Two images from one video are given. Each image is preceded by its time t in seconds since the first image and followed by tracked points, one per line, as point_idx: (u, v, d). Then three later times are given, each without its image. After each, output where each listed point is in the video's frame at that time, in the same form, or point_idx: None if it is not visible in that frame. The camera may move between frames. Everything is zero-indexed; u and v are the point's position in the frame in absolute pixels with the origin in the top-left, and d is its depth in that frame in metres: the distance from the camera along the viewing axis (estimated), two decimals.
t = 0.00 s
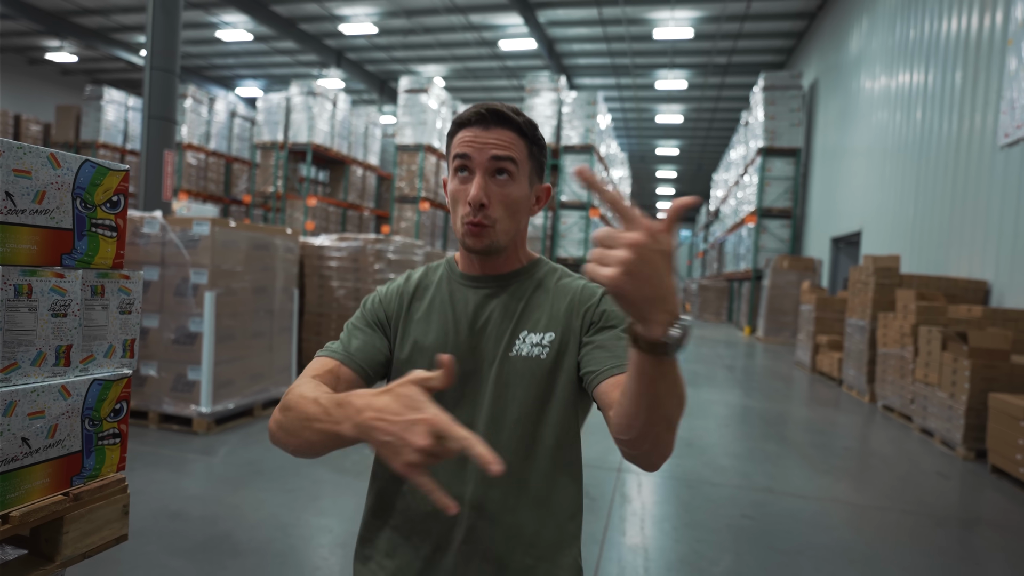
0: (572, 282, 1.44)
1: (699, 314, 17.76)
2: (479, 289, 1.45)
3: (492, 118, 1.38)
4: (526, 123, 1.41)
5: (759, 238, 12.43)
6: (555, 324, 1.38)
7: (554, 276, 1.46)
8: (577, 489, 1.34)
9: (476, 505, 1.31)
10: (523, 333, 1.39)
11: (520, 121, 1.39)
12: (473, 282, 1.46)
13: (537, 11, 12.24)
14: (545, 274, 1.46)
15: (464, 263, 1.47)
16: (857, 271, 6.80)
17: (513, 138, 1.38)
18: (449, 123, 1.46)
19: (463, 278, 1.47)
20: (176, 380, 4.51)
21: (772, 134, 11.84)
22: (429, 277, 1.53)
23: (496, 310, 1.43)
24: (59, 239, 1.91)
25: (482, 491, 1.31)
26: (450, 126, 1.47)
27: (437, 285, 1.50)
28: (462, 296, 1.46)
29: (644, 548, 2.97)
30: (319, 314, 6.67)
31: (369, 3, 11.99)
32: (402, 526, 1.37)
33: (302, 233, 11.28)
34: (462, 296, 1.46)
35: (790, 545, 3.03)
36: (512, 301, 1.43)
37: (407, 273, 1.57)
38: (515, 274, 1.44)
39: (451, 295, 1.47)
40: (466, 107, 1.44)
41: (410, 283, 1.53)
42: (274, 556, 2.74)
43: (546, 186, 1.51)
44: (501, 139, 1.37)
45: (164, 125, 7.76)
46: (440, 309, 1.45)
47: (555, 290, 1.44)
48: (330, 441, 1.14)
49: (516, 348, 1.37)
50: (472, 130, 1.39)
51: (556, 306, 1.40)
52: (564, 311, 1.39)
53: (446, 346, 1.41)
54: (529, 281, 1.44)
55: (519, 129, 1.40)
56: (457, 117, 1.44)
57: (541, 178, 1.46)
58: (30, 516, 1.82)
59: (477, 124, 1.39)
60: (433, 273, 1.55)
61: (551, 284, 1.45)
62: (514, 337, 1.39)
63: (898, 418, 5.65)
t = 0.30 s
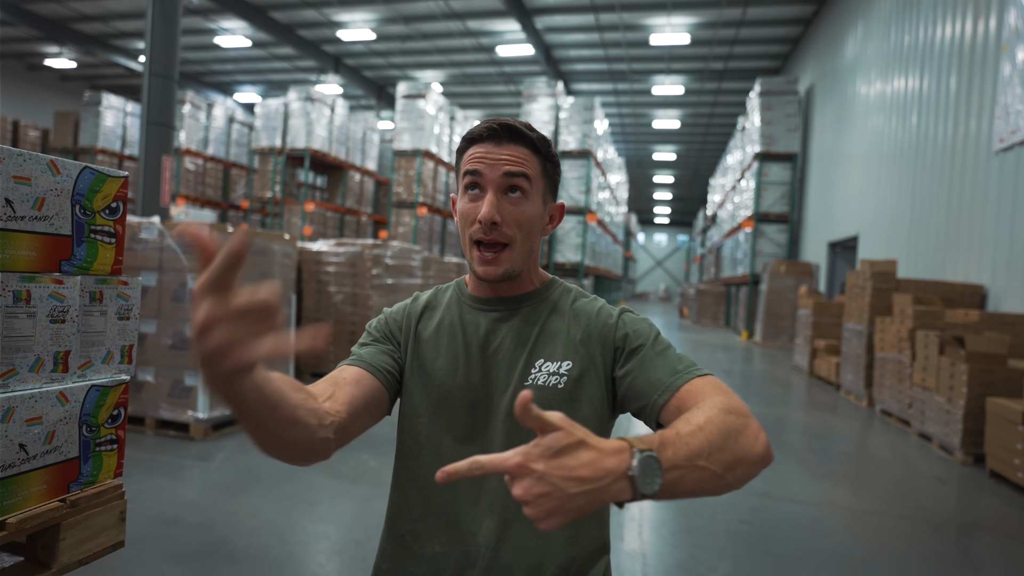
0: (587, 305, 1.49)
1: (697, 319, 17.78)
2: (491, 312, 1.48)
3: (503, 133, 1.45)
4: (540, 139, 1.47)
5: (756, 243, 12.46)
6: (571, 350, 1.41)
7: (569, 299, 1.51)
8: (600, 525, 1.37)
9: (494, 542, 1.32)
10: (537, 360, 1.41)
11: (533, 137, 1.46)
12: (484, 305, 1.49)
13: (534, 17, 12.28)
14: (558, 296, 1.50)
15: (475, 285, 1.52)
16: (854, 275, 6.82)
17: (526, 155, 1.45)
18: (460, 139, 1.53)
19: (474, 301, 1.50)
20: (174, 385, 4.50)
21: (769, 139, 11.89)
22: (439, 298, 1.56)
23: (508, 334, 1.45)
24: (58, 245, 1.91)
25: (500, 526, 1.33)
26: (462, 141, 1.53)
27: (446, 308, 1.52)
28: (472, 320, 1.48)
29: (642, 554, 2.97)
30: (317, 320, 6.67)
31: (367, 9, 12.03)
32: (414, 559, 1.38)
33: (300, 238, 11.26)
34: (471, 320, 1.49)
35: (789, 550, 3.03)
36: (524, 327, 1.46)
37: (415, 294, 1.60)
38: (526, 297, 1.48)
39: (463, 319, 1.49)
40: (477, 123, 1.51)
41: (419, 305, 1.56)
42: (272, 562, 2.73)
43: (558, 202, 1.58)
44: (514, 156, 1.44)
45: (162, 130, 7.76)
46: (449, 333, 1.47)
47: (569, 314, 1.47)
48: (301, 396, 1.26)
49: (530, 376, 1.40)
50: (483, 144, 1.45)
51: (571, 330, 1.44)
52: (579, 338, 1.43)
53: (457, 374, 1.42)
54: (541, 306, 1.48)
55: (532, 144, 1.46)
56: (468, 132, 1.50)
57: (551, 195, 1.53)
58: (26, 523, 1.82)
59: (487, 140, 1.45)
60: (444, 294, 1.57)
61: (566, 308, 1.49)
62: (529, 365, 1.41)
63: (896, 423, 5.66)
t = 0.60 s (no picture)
0: (599, 305, 1.50)
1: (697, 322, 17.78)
2: (502, 310, 1.49)
3: (516, 126, 1.46)
4: (552, 132, 1.49)
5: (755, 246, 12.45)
6: (582, 351, 1.42)
7: (580, 297, 1.52)
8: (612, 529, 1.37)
9: (503, 545, 1.33)
10: (549, 362, 1.42)
11: (546, 130, 1.48)
12: (495, 303, 1.49)
13: (533, 20, 12.30)
14: (570, 295, 1.52)
15: (485, 281, 1.52)
16: (853, 277, 6.83)
17: (538, 147, 1.46)
18: (472, 133, 1.54)
19: (484, 298, 1.51)
20: (173, 389, 4.49)
21: (767, 142, 11.90)
22: (448, 296, 1.57)
23: (520, 334, 1.46)
24: (58, 249, 1.91)
25: (509, 529, 1.34)
26: (472, 136, 1.54)
27: (456, 306, 1.53)
28: (482, 319, 1.49)
29: (642, 556, 2.96)
30: (316, 323, 6.67)
31: (366, 12, 12.05)
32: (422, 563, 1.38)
33: (299, 241, 11.25)
34: (482, 319, 1.49)
35: (789, 552, 3.03)
36: (536, 326, 1.47)
37: (425, 291, 1.61)
38: (539, 295, 1.49)
39: (473, 317, 1.50)
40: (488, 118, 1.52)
41: (430, 302, 1.57)
42: (272, 566, 2.73)
43: (569, 197, 1.59)
44: (526, 149, 1.45)
45: (162, 134, 7.77)
46: (459, 332, 1.48)
47: (581, 313, 1.48)
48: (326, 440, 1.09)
49: (542, 377, 1.40)
50: (495, 138, 1.46)
51: (582, 330, 1.45)
52: (591, 338, 1.43)
53: (468, 375, 1.43)
54: (553, 304, 1.49)
55: (545, 138, 1.48)
56: (480, 126, 1.51)
57: (563, 190, 1.54)
58: (26, 526, 1.81)
59: (499, 133, 1.46)
60: (453, 291, 1.59)
61: (578, 308, 1.50)
62: (540, 366, 1.42)
63: (895, 425, 5.66)
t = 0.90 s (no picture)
0: (598, 302, 1.50)
1: (696, 321, 17.79)
2: (502, 310, 1.49)
3: (517, 124, 1.46)
4: (552, 130, 1.49)
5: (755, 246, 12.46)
6: (579, 348, 1.42)
7: (579, 295, 1.52)
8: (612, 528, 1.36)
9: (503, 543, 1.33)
10: (547, 359, 1.42)
11: (547, 129, 1.48)
12: (496, 302, 1.50)
13: (533, 20, 12.31)
14: (569, 293, 1.52)
15: (485, 280, 1.52)
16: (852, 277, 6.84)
17: (539, 146, 1.46)
18: (473, 132, 1.54)
19: (484, 297, 1.52)
20: (173, 389, 4.49)
21: (767, 142, 11.91)
22: (449, 295, 1.58)
23: (519, 331, 1.46)
24: (59, 250, 1.92)
25: (508, 528, 1.34)
26: (474, 134, 1.54)
27: (456, 307, 1.54)
28: (481, 318, 1.50)
29: (642, 556, 2.97)
30: (316, 323, 6.68)
31: (365, 12, 12.05)
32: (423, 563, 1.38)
33: (299, 241, 11.25)
34: (481, 318, 1.50)
35: (788, 552, 3.04)
36: (534, 324, 1.47)
37: (425, 292, 1.62)
38: (539, 293, 1.49)
39: (472, 317, 1.50)
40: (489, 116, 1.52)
41: (430, 303, 1.57)
42: (272, 565, 2.73)
43: (569, 196, 1.59)
44: (527, 147, 1.45)
45: (162, 134, 7.77)
46: (458, 332, 1.49)
47: (580, 309, 1.48)
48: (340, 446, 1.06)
49: (540, 375, 1.41)
50: (496, 136, 1.46)
51: (579, 327, 1.45)
52: (587, 335, 1.43)
53: (467, 374, 1.43)
54: (552, 303, 1.50)
55: (546, 136, 1.48)
56: (481, 125, 1.51)
57: (563, 190, 1.54)
58: (27, 526, 1.81)
59: (501, 131, 1.46)
60: (454, 290, 1.60)
61: (577, 305, 1.50)
62: (538, 364, 1.42)
63: (895, 425, 5.67)
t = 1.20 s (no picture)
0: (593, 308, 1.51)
1: (694, 326, 17.82)
2: (499, 313, 1.51)
3: (514, 133, 1.46)
4: (550, 138, 1.50)
5: (752, 251, 12.49)
6: (575, 350, 1.42)
7: (576, 300, 1.53)
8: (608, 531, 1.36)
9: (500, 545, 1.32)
10: (542, 361, 1.42)
11: (544, 137, 1.48)
12: (493, 306, 1.51)
13: (530, 26, 12.36)
14: (566, 298, 1.53)
15: (483, 286, 1.54)
16: (848, 283, 6.87)
17: (536, 154, 1.47)
18: (471, 140, 1.54)
19: (481, 301, 1.53)
20: (169, 395, 4.48)
21: (763, 148, 11.95)
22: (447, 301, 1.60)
23: (515, 335, 1.47)
24: (56, 256, 1.91)
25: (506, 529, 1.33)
26: (472, 142, 1.54)
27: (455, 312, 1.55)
28: (479, 322, 1.52)
29: (639, 562, 2.96)
30: (313, 328, 6.68)
31: (363, 18, 12.09)
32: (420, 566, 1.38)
33: (296, 246, 11.24)
34: (480, 322, 1.52)
35: (786, 557, 3.04)
36: (531, 327, 1.48)
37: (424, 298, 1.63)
38: (535, 298, 1.51)
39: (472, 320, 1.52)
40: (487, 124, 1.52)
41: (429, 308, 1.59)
42: (269, 572, 2.73)
43: (566, 203, 1.59)
44: (524, 155, 1.44)
45: (159, 139, 7.76)
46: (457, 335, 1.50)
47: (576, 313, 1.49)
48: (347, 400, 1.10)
49: (536, 377, 1.41)
50: (494, 144, 1.47)
51: (574, 331, 1.46)
52: (583, 337, 1.44)
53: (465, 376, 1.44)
54: (549, 307, 1.51)
55: (543, 145, 1.48)
56: (479, 133, 1.51)
57: (560, 197, 1.54)
58: (21, 534, 1.81)
59: (498, 139, 1.47)
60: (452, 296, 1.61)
61: (572, 309, 1.51)
62: (534, 366, 1.42)
63: (891, 430, 5.67)
